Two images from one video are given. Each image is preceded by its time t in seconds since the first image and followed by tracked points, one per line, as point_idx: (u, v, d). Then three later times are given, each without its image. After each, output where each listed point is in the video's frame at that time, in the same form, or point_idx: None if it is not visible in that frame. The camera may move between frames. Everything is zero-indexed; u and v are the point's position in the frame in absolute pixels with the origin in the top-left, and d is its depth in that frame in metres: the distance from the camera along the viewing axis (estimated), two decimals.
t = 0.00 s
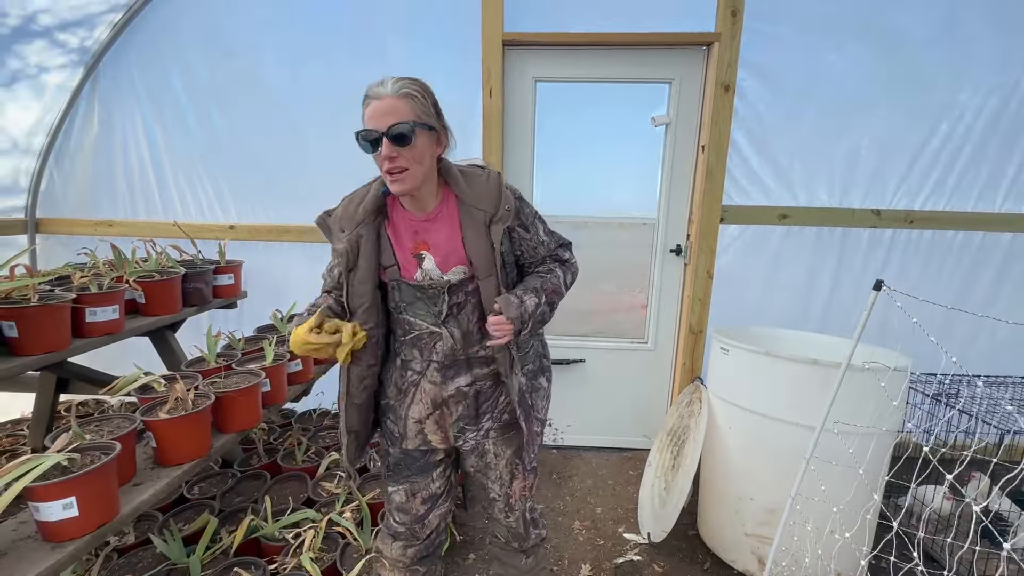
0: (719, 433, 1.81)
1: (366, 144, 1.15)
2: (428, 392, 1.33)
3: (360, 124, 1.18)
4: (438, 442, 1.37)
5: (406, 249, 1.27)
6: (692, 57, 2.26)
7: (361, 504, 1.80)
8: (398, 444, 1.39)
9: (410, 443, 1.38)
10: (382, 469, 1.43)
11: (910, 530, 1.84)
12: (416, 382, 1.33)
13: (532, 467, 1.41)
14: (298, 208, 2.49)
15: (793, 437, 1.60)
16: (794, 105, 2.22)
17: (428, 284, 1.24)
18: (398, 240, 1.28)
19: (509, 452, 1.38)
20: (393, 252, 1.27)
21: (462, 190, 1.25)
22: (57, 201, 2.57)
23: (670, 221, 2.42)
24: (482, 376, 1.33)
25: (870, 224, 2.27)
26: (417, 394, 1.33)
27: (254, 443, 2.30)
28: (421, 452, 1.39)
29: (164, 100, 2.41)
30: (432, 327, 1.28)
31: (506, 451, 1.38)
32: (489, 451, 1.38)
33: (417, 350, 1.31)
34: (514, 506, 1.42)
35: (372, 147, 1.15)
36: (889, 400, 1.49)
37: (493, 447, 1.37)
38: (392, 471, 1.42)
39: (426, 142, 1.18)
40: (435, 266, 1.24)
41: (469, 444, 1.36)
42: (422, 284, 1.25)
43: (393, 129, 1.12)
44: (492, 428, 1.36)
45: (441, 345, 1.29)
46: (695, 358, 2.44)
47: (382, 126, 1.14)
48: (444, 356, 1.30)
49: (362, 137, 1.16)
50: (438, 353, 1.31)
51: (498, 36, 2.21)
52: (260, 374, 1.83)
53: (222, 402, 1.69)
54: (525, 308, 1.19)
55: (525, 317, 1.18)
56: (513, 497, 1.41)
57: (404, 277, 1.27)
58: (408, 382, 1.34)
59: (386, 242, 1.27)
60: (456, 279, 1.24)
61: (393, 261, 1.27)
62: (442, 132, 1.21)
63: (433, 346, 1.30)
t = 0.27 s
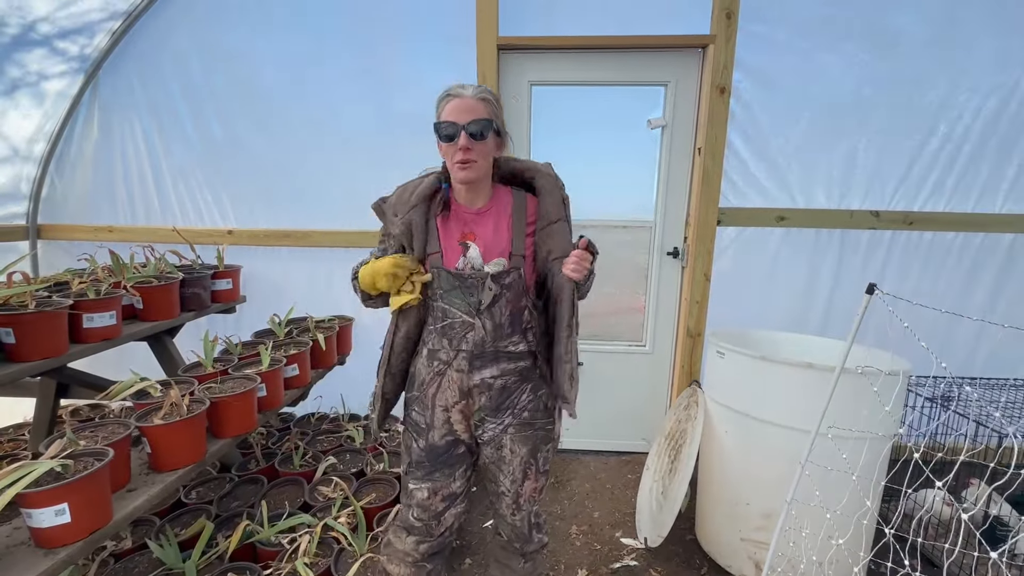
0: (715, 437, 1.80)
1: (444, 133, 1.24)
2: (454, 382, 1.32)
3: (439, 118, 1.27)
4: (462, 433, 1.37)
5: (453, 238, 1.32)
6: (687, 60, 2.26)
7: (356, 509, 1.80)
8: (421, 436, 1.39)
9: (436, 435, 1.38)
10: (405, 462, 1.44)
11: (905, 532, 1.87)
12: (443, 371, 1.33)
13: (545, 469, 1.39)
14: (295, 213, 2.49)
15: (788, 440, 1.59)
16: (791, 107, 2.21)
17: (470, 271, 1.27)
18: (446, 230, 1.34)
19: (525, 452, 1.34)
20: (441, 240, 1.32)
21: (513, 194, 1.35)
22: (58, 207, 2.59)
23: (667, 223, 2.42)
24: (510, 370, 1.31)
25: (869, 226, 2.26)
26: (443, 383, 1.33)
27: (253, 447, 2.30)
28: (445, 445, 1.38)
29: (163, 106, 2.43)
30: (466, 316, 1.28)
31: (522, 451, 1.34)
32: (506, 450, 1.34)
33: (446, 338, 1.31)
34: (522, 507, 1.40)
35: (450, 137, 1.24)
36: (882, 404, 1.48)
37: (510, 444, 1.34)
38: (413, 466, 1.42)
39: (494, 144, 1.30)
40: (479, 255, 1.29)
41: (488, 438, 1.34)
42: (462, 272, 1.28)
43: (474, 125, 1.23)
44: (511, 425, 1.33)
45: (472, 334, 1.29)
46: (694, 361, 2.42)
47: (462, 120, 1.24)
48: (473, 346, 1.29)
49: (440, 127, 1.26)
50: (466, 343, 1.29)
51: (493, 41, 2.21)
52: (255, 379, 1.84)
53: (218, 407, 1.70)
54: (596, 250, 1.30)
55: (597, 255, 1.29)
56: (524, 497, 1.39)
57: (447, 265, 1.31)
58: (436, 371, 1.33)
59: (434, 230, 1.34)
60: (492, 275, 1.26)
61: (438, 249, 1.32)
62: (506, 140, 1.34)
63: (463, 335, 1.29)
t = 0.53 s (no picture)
0: (715, 441, 1.78)
1: (480, 134, 1.23)
2: (485, 377, 1.26)
3: (475, 117, 1.25)
4: (489, 432, 1.30)
5: (486, 236, 1.28)
6: (685, 61, 2.25)
7: (353, 514, 1.78)
8: (451, 437, 1.29)
9: (464, 435, 1.28)
10: (430, 467, 1.32)
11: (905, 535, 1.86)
12: (474, 368, 1.26)
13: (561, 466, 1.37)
14: (294, 217, 2.50)
15: (789, 444, 1.57)
16: (790, 108, 2.20)
17: (505, 267, 1.25)
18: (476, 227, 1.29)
19: (547, 447, 1.32)
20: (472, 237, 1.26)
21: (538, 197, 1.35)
22: (58, 212, 2.59)
23: (666, 226, 2.41)
24: (538, 365, 1.29)
25: (869, 227, 2.24)
26: (474, 381, 1.26)
27: (251, 451, 2.29)
28: (474, 446, 1.30)
29: (162, 111, 2.43)
30: (500, 311, 1.24)
31: (544, 446, 1.32)
32: (528, 444, 1.31)
33: (479, 333, 1.25)
34: (538, 504, 1.37)
35: (486, 138, 1.23)
36: (881, 408, 1.47)
37: (531, 440, 1.31)
38: (440, 471, 1.31)
39: (525, 148, 1.29)
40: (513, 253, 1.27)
41: (512, 433, 1.31)
42: (498, 268, 1.25)
43: (511, 129, 1.22)
44: (534, 420, 1.31)
45: (506, 329, 1.25)
46: (694, 364, 2.41)
47: (499, 123, 1.23)
48: (507, 340, 1.25)
49: (476, 127, 1.24)
50: (500, 337, 1.25)
51: (490, 44, 2.21)
52: (252, 384, 1.83)
53: (215, 412, 1.70)
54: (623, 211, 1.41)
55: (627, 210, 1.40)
56: (539, 494, 1.36)
57: (480, 261, 1.26)
58: (467, 370, 1.26)
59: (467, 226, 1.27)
60: (527, 270, 1.25)
61: (472, 245, 1.26)
62: (537, 146, 1.34)
63: (496, 330, 1.25)
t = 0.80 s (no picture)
0: (715, 445, 1.77)
1: (497, 142, 1.22)
2: (499, 380, 1.24)
3: (492, 123, 1.24)
4: (499, 435, 1.29)
5: (501, 236, 1.25)
6: (683, 64, 2.25)
7: (351, 519, 1.76)
8: (465, 444, 1.25)
9: (477, 441, 1.26)
10: (442, 475, 1.28)
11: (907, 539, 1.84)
12: (489, 371, 1.23)
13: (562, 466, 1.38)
14: (293, 221, 2.49)
15: (790, 448, 1.56)
16: (789, 110, 2.19)
17: (521, 267, 1.24)
18: (492, 227, 1.25)
19: (552, 448, 1.33)
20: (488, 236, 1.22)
21: (539, 202, 1.40)
22: (58, 217, 2.60)
23: (665, 228, 2.40)
24: (546, 366, 1.30)
25: (870, 229, 2.23)
26: (488, 384, 1.24)
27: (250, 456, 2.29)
28: (487, 450, 1.28)
29: (161, 115, 2.44)
30: (516, 313, 1.23)
31: (551, 446, 1.33)
32: (536, 445, 1.31)
33: (494, 335, 1.22)
34: (542, 505, 1.38)
35: (502, 147, 1.22)
36: (881, 412, 1.45)
37: (540, 441, 1.31)
38: (453, 478, 1.27)
39: (540, 155, 1.29)
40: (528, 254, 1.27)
41: (521, 436, 1.30)
42: (514, 268, 1.23)
43: (528, 136, 1.21)
44: (542, 422, 1.31)
45: (520, 331, 1.24)
46: (694, 367, 2.40)
47: (515, 130, 1.22)
48: (521, 342, 1.25)
49: (493, 134, 1.23)
50: (514, 339, 1.24)
51: (488, 47, 2.21)
52: (250, 388, 1.83)
53: (212, 417, 1.69)
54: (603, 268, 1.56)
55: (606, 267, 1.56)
56: (544, 496, 1.37)
57: (496, 262, 1.23)
58: (482, 373, 1.23)
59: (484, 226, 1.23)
60: (542, 271, 1.27)
61: (489, 244, 1.21)
62: (552, 151, 1.33)
63: (511, 332, 1.24)
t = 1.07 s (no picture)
0: (717, 446, 1.77)
1: (504, 141, 1.21)
2: (488, 382, 1.23)
3: (498, 122, 1.23)
4: (491, 437, 1.28)
5: (497, 237, 1.24)
6: (684, 63, 2.25)
7: (351, 521, 1.75)
8: (455, 443, 1.26)
9: (466, 441, 1.26)
10: (433, 474, 1.28)
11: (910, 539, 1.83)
12: (477, 373, 1.23)
13: (561, 474, 1.34)
14: (292, 222, 2.49)
15: (791, 449, 1.55)
16: (790, 109, 2.19)
17: (515, 270, 1.22)
18: (491, 225, 1.24)
19: (548, 455, 1.30)
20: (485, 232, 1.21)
21: (550, 206, 1.36)
22: (58, 219, 2.59)
23: (666, 229, 2.39)
24: (540, 370, 1.27)
25: (871, 228, 2.22)
26: (477, 385, 1.23)
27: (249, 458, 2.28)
28: (478, 450, 1.28)
29: (161, 117, 2.43)
30: (506, 316, 1.21)
31: (547, 454, 1.29)
32: (531, 452, 1.29)
33: (484, 337, 1.22)
34: (540, 513, 1.34)
35: (509, 145, 1.21)
36: (886, 412, 1.45)
37: (535, 448, 1.29)
38: (443, 478, 1.27)
39: (547, 155, 1.28)
40: (524, 256, 1.25)
41: (515, 441, 1.28)
42: (508, 269, 1.22)
43: (535, 135, 1.21)
44: (537, 428, 1.28)
45: (511, 334, 1.22)
46: (695, 368, 2.39)
47: (522, 129, 1.21)
48: (512, 346, 1.23)
49: (500, 133, 1.22)
50: (505, 342, 1.22)
51: (489, 47, 2.21)
52: (250, 390, 1.82)
53: (211, 419, 1.68)
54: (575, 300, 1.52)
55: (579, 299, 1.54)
56: (541, 504, 1.34)
57: (489, 262, 1.22)
58: (471, 374, 1.23)
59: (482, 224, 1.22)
60: (537, 275, 1.23)
61: (484, 244, 1.20)
62: (557, 152, 1.32)
63: (502, 334, 1.22)
